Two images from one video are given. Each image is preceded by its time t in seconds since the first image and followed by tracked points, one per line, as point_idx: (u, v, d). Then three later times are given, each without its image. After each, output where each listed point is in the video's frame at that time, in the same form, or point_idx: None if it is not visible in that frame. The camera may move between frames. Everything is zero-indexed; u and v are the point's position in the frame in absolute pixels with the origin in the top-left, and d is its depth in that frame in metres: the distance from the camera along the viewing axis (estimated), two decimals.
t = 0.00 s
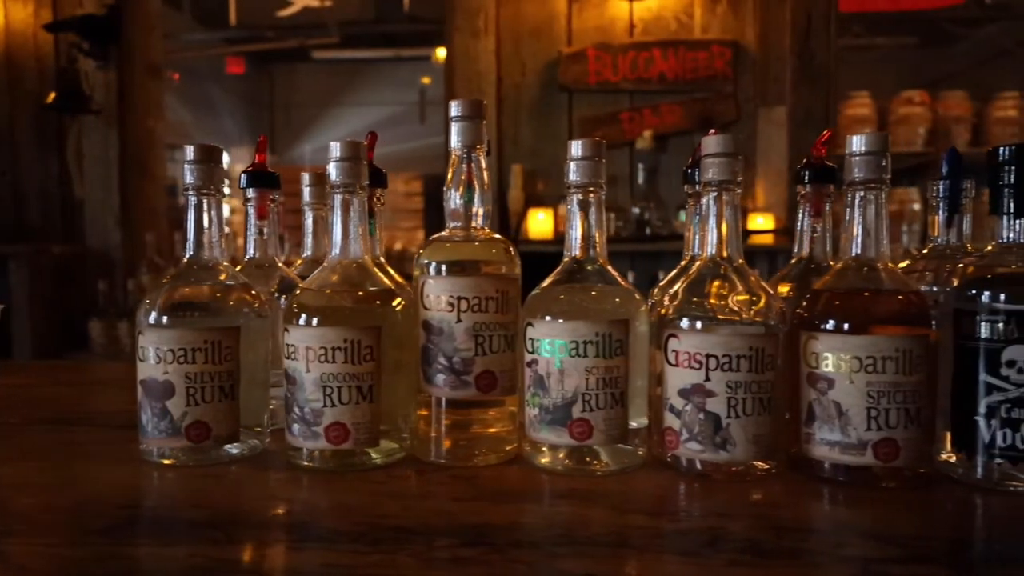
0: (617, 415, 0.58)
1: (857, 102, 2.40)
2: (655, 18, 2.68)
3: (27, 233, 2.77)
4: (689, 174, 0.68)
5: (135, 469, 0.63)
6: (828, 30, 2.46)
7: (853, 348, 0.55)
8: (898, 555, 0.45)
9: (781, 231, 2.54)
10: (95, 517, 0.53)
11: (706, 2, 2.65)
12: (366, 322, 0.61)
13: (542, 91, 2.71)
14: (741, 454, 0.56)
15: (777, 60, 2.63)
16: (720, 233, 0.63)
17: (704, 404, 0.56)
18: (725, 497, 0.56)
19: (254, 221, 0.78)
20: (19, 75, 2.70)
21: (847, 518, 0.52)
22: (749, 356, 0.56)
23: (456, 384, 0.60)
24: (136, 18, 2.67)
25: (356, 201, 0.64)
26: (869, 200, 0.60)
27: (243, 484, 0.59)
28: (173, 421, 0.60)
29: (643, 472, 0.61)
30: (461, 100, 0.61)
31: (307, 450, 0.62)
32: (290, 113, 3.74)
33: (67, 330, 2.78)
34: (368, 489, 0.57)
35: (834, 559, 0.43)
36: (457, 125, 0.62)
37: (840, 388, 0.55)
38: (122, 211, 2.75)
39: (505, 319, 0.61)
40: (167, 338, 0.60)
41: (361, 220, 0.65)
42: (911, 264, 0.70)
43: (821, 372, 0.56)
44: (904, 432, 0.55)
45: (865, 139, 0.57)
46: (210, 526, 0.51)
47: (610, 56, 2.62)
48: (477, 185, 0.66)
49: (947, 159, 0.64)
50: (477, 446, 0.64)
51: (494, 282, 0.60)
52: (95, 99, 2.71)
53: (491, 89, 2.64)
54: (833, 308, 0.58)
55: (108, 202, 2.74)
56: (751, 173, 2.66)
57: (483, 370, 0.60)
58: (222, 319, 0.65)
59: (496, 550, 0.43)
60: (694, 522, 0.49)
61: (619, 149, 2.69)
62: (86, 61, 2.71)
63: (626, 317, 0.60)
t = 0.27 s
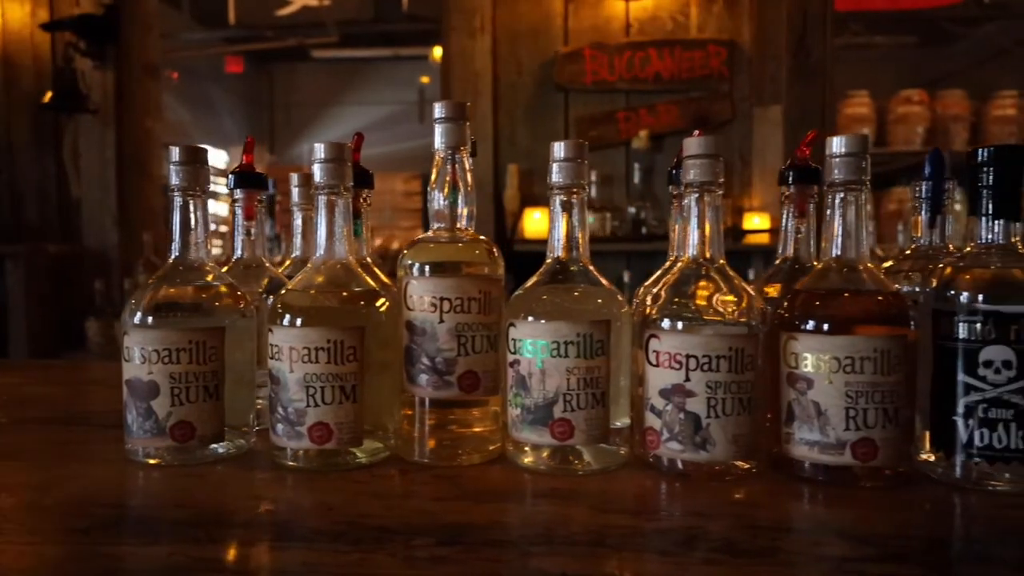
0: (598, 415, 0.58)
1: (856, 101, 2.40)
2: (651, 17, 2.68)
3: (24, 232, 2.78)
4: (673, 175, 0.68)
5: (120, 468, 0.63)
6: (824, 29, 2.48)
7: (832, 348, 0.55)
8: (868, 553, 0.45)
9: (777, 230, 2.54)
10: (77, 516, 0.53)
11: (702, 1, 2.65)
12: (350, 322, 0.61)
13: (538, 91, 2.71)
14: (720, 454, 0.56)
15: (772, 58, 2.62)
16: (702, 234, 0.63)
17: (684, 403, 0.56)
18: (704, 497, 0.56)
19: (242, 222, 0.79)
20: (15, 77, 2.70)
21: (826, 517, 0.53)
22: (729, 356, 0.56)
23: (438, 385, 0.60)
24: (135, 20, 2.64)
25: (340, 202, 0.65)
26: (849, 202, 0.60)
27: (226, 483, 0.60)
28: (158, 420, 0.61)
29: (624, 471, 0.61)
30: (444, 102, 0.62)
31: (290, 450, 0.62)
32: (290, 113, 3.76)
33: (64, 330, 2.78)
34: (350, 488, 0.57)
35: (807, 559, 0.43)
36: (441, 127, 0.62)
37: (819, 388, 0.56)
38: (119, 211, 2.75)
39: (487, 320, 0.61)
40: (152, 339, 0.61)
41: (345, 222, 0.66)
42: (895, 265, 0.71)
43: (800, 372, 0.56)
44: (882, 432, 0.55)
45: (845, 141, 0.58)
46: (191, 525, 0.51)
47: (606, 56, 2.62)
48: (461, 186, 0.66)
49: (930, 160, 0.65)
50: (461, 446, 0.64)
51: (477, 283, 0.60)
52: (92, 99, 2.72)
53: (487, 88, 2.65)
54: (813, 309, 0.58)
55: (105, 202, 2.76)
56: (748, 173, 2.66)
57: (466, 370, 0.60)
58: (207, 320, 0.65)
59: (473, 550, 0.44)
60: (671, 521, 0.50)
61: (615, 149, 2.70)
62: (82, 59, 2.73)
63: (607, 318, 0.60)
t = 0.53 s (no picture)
0: (575, 415, 0.58)
1: (854, 99, 2.42)
2: (646, 16, 2.69)
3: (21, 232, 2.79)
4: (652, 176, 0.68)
5: (102, 467, 0.64)
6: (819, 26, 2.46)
7: (806, 348, 0.56)
8: (837, 551, 0.46)
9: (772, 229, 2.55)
10: (57, 514, 0.54)
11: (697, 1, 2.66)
12: (330, 322, 0.62)
13: (533, 90, 2.71)
14: (696, 453, 0.57)
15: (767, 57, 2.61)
16: (680, 234, 0.64)
17: (660, 403, 0.57)
18: (680, 496, 0.57)
19: (226, 222, 0.79)
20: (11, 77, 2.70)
21: (800, 516, 0.53)
22: (704, 356, 0.56)
23: (418, 384, 0.60)
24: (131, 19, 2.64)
25: (321, 203, 0.65)
26: (825, 203, 0.61)
27: (207, 481, 0.60)
28: (139, 420, 0.61)
29: (603, 470, 0.62)
30: (424, 103, 0.62)
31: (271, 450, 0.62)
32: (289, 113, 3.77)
33: (60, 330, 2.79)
34: (329, 487, 0.57)
35: (776, 557, 0.44)
36: (421, 129, 0.63)
37: (794, 388, 0.56)
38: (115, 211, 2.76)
39: (466, 320, 0.61)
40: (133, 339, 0.61)
41: (326, 223, 0.66)
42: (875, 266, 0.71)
43: (776, 372, 0.57)
44: (856, 432, 0.55)
45: (820, 142, 0.58)
46: (168, 523, 0.52)
47: (601, 55, 2.63)
48: (442, 187, 0.66)
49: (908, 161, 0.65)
50: (441, 445, 0.64)
51: (456, 283, 0.61)
52: (88, 98, 2.73)
53: (482, 87, 2.65)
54: (789, 309, 0.58)
55: (101, 202, 2.79)
56: (743, 172, 2.67)
57: (445, 370, 0.61)
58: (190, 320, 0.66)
59: (444, 549, 0.44)
60: (645, 519, 0.50)
61: (610, 148, 2.70)
62: (77, 58, 2.74)
63: (584, 318, 0.61)
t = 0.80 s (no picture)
0: (556, 414, 0.59)
1: (853, 99, 2.46)
2: (642, 17, 2.69)
3: (16, 231, 2.78)
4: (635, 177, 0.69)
5: (87, 466, 0.64)
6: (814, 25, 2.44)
7: (785, 348, 0.56)
8: (811, 548, 0.46)
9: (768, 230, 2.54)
10: (40, 513, 0.54)
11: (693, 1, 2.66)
12: (313, 322, 0.62)
13: (529, 90, 2.72)
14: (676, 453, 0.57)
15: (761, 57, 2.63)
16: (662, 235, 0.64)
17: (640, 403, 0.57)
18: (660, 495, 0.57)
19: (214, 222, 0.79)
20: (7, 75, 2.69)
21: (778, 516, 0.53)
22: (684, 356, 0.57)
23: (400, 384, 0.61)
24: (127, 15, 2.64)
25: (306, 203, 0.66)
26: (806, 203, 0.61)
27: (190, 480, 0.61)
28: (124, 419, 0.62)
29: (585, 470, 0.62)
30: (408, 104, 0.63)
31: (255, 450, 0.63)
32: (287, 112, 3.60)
33: (56, 331, 2.78)
34: (311, 486, 0.58)
35: (744, 555, 0.44)
36: (404, 130, 0.63)
37: (773, 387, 0.56)
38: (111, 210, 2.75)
39: (449, 320, 0.62)
40: (118, 339, 0.61)
41: (310, 223, 0.67)
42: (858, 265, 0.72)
43: (755, 372, 0.57)
44: (834, 431, 0.56)
45: (800, 144, 0.58)
46: (149, 522, 0.52)
47: (596, 55, 2.63)
48: (425, 188, 0.67)
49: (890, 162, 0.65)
50: (424, 445, 0.65)
51: (438, 284, 0.61)
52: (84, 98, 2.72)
53: (479, 87, 2.64)
54: (768, 310, 0.59)
55: (98, 201, 2.75)
56: (739, 172, 2.66)
57: (428, 370, 0.61)
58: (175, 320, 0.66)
59: (418, 547, 0.45)
60: (621, 518, 0.50)
61: (605, 147, 2.70)
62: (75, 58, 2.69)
63: (566, 319, 0.61)
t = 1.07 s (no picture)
0: (530, 414, 0.59)
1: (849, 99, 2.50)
2: (634, 16, 2.70)
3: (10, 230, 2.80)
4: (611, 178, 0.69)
5: (65, 465, 0.64)
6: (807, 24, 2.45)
7: (756, 348, 0.57)
8: (774, 544, 0.47)
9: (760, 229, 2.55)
10: (15, 512, 0.54)
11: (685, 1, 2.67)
12: (290, 323, 0.62)
13: (522, 89, 2.72)
14: (648, 452, 0.58)
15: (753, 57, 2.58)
16: (638, 236, 0.65)
17: (613, 403, 0.58)
18: (632, 494, 0.58)
19: (196, 223, 0.79)
20: None
21: (746, 514, 0.54)
22: (656, 357, 0.57)
23: (376, 384, 0.61)
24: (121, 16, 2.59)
25: (284, 205, 0.66)
26: (777, 205, 0.62)
27: (167, 480, 0.61)
28: (101, 420, 0.62)
29: (559, 469, 0.63)
30: (385, 106, 0.64)
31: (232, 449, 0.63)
32: (282, 110, 3.49)
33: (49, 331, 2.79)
34: (287, 486, 0.58)
35: (705, 552, 0.45)
36: (382, 131, 0.64)
37: (744, 387, 0.57)
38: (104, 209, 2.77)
39: (425, 321, 0.62)
40: (96, 339, 0.62)
41: (287, 224, 0.67)
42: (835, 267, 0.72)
43: (727, 372, 0.58)
44: (804, 430, 0.56)
45: (773, 146, 0.59)
46: (123, 521, 0.53)
47: (588, 54, 2.64)
48: (402, 190, 0.67)
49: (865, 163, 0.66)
50: (402, 445, 0.65)
51: (414, 285, 0.62)
52: (77, 97, 2.74)
53: (471, 88, 2.64)
54: (741, 311, 0.59)
55: (90, 199, 2.78)
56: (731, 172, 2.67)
57: (404, 370, 0.62)
58: (155, 320, 0.67)
59: (385, 545, 0.45)
60: (589, 517, 0.51)
61: (597, 147, 2.71)
62: (66, 57, 2.72)
63: (541, 319, 0.62)
